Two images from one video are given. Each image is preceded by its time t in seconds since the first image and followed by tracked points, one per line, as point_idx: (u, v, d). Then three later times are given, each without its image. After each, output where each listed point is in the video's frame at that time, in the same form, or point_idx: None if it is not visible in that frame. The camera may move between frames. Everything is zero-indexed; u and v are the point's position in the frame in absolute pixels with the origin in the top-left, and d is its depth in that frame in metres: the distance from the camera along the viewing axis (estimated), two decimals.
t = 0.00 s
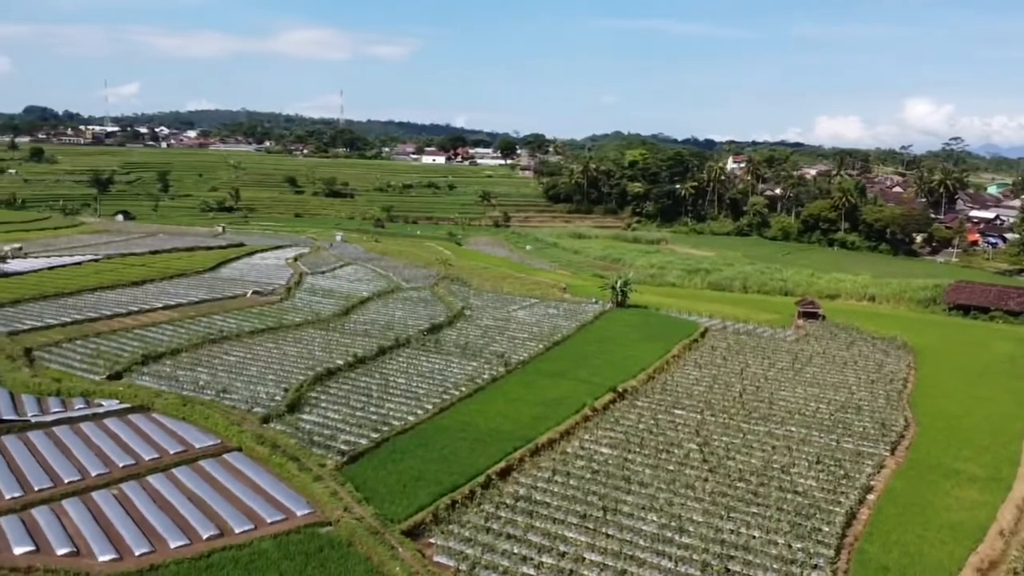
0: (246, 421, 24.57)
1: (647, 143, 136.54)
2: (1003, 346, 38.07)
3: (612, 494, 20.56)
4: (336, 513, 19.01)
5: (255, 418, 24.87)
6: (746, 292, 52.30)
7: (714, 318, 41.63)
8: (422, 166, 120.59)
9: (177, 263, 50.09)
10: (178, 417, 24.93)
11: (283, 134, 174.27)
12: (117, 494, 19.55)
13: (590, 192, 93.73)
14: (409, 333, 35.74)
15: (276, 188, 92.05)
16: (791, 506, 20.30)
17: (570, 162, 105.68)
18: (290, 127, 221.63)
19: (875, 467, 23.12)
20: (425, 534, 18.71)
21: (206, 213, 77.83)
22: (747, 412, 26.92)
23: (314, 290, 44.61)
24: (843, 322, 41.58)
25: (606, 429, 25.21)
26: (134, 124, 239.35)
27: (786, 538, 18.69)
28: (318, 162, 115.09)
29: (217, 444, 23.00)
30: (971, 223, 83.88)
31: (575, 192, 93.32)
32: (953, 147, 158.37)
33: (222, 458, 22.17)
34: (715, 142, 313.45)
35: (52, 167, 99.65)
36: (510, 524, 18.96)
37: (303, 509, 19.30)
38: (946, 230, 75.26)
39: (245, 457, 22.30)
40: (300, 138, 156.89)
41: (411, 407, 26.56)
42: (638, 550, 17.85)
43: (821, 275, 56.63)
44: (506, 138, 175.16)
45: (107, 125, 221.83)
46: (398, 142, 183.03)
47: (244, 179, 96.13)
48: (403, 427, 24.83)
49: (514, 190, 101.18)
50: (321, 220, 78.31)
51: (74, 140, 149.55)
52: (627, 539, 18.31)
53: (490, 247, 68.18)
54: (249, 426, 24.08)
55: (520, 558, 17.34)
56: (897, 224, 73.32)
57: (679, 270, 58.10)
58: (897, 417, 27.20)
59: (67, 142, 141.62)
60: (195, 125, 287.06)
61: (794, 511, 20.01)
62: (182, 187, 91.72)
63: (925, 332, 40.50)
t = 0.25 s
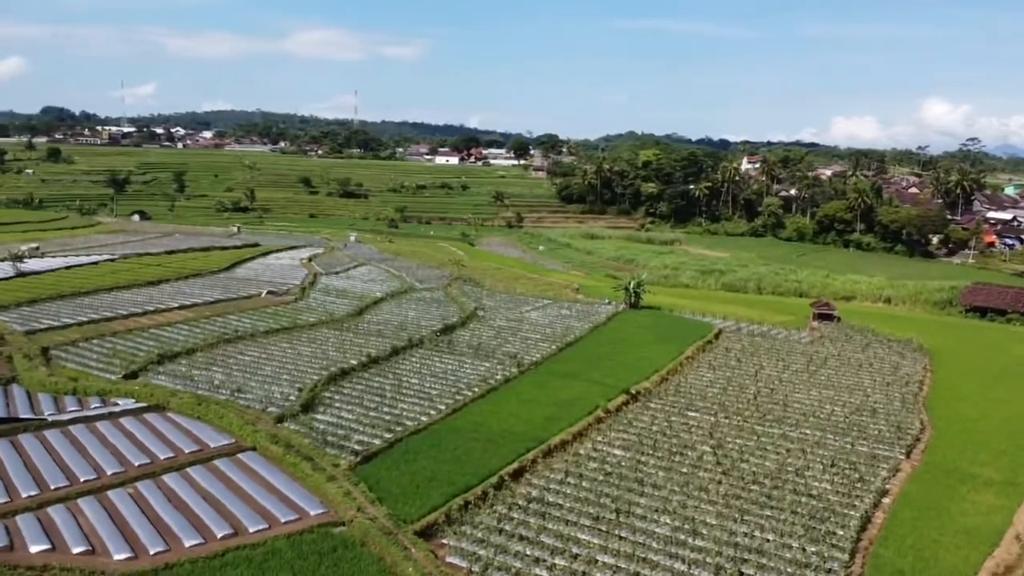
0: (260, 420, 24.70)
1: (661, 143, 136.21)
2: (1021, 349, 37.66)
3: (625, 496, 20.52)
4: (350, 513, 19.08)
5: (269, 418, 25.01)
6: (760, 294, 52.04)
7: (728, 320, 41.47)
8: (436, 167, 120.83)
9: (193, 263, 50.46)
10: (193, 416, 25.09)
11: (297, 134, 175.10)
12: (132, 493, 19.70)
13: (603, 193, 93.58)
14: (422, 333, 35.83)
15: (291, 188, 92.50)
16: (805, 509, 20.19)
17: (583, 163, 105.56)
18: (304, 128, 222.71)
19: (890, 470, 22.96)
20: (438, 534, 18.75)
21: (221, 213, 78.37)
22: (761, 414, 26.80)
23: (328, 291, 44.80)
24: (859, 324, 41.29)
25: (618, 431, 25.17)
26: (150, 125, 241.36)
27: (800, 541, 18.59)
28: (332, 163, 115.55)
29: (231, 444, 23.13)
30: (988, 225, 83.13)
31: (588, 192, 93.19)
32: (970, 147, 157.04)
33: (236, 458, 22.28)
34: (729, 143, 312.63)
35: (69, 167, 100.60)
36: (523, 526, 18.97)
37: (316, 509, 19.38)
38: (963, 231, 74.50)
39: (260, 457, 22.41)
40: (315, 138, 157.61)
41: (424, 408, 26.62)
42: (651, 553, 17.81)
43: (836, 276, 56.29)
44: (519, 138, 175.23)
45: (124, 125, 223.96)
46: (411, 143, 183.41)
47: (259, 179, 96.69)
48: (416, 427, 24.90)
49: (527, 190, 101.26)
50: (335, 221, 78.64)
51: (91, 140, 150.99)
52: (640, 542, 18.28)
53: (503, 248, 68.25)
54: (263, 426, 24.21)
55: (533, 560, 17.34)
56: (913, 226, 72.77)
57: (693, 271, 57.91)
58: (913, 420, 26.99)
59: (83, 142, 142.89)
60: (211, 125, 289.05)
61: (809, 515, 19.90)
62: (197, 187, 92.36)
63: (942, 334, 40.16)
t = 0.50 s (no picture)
0: (270, 420, 24.79)
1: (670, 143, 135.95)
2: None
3: (634, 498, 20.49)
4: (358, 513, 19.13)
5: (278, 418, 25.09)
6: (770, 294, 51.89)
7: (737, 321, 41.35)
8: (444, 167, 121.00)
9: (203, 263, 50.69)
10: (203, 416, 25.21)
11: (307, 134, 175.65)
12: (143, 492, 19.80)
13: (612, 193, 93.47)
14: (430, 334, 35.88)
15: (300, 189, 92.78)
16: (815, 512, 20.11)
17: (592, 163, 105.47)
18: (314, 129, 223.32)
19: (900, 473, 22.84)
20: (446, 535, 18.77)
21: (231, 213, 78.71)
22: (771, 416, 26.71)
23: (338, 291, 44.91)
24: (869, 325, 41.12)
25: (627, 432, 25.13)
26: (161, 125, 242.68)
27: (809, 544, 18.52)
28: (342, 163, 115.85)
29: (241, 444, 23.21)
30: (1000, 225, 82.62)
31: (597, 193, 93.08)
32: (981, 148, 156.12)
33: (245, 458, 22.36)
34: (738, 143, 311.84)
35: (80, 167, 101.23)
36: (531, 527, 18.97)
37: (325, 509, 19.44)
38: (974, 232, 74.05)
39: (269, 457, 22.48)
40: (324, 138, 158.05)
41: (433, 408, 26.66)
42: (659, 555, 17.78)
43: (846, 277, 56.04)
44: (528, 139, 175.29)
45: (135, 125, 225.33)
46: (420, 143, 183.68)
47: (268, 179, 97.02)
48: (424, 428, 24.93)
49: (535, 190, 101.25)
50: (344, 221, 78.85)
51: (101, 140, 151.91)
52: (649, 543, 18.25)
53: (511, 248, 68.28)
54: (273, 426, 24.30)
55: (541, 561, 17.34)
56: (924, 226, 72.41)
57: (702, 272, 57.78)
58: (924, 422, 26.84)
59: (94, 142, 143.73)
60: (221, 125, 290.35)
61: (818, 517, 19.82)
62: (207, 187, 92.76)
63: (952, 336, 39.93)
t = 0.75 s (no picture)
0: (282, 420, 24.90)
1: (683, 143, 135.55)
2: None
3: (645, 500, 20.46)
4: (370, 513, 19.19)
5: (291, 417, 25.20)
6: (782, 296, 51.63)
7: (750, 322, 41.18)
8: (456, 167, 121.16)
9: (216, 263, 50.96)
10: (216, 415, 25.35)
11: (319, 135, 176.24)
12: (156, 491, 19.95)
13: (624, 194, 93.29)
14: (442, 334, 35.94)
15: (312, 189, 93.13)
16: (828, 515, 20.01)
17: (604, 163, 105.29)
18: (326, 129, 224.08)
19: (914, 476, 22.69)
20: (457, 535, 18.81)
21: (244, 213, 79.12)
22: (783, 418, 26.60)
23: (350, 291, 45.05)
24: (883, 327, 40.86)
25: (638, 434, 25.08)
26: (175, 126, 244.23)
27: (822, 547, 18.43)
28: (354, 164, 116.16)
29: (254, 443, 23.33)
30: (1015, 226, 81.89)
31: (609, 193, 92.91)
32: (997, 149, 154.79)
33: (258, 457, 22.46)
34: (751, 143, 310.57)
35: (95, 167, 102.02)
36: (542, 528, 18.97)
37: (337, 509, 19.51)
38: (989, 233, 73.45)
39: (282, 457, 22.59)
40: (336, 139, 158.58)
41: (444, 408, 26.70)
42: (670, 557, 17.74)
43: (860, 278, 55.70)
44: (540, 140, 175.23)
45: (149, 125, 226.83)
46: (433, 143, 183.86)
47: (281, 180, 97.44)
48: (436, 428, 25.00)
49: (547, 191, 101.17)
50: (357, 221, 79.11)
51: (116, 140, 153.01)
52: (660, 545, 18.21)
53: (522, 249, 68.29)
54: (285, 425, 24.41)
55: (552, 562, 17.34)
56: (938, 227, 71.89)
57: (714, 273, 57.58)
58: (937, 425, 26.64)
59: (108, 143, 144.79)
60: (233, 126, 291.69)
61: (831, 520, 19.72)
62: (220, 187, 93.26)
63: (967, 338, 39.62)
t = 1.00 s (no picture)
0: (295, 420, 25.01)
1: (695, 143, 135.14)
2: None
3: (657, 502, 20.41)
4: (381, 513, 19.26)
5: (303, 417, 25.32)
6: (795, 297, 51.37)
7: (762, 324, 41.02)
8: (468, 168, 121.28)
9: (230, 263, 51.22)
10: (229, 415, 25.50)
11: (331, 135, 176.83)
12: (170, 490, 20.09)
13: (636, 194, 93.08)
14: (454, 334, 35.99)
15: (325, 189, 93.46)
16: (840, 518, 19.91)
17: (616, 163, 105.11)
18: (339, 130, 224.91)
19: (928, 479, 22.54)
20: (468, 536, 18.84)
21: (257, 213, 79.52)
22: (796, 420, 26.48)
23: (362, 291, 45.20)
24: (897, 329, 40.60)
25: (650, 436, 25.03)
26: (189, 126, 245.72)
27: (834, 550, 18.34)
28: (366, 164, 116.48)
29: (266, 443, 23.44)
30: None
31: (621, 193, 92.71)
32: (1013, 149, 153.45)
33: (270, 457, 22.58)
34: (763, 142, 309.26)
35: (110, 168, 102.82)
36: (553, 530, 18.97)
37: (349, 509, 19.57)
38: (1004, 234, 72.84)
39: (294, 457, 22.69)
40: (349, 139, 159.13)
41: (456, 409, 26.75)
42: (682, 560, 17.70)
43: (874, 279, 55.35)
44: (552, 140, 175.15)
45: (164, 126, 228.34)
46: (445, 144, 184.10)
47: (294, 180, 97.85)
48: (447, 428, 25.04)
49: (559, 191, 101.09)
50: (369, 221, 79.34)
51: (130, 141, 154.16)
52: (671, 548, 18.18)
53: (534, 249, 68.25)
54: (298, 425, 24.52)
55: (563, 564, 17.34)
56: (953, 228, 71.36)
57: (727, 273, 57.35)
58: (952, 428, 26.45)
59: (123, 143, 145.87)
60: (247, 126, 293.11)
61: (844, 523, 19.62)
62: (233, 188, 93.75)
63: (982, 339, 39.31)
